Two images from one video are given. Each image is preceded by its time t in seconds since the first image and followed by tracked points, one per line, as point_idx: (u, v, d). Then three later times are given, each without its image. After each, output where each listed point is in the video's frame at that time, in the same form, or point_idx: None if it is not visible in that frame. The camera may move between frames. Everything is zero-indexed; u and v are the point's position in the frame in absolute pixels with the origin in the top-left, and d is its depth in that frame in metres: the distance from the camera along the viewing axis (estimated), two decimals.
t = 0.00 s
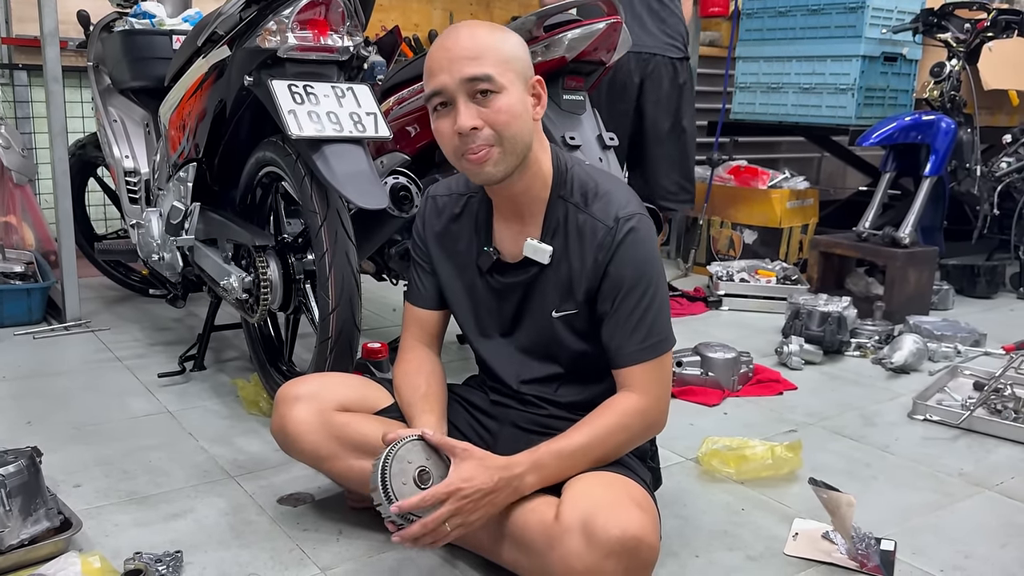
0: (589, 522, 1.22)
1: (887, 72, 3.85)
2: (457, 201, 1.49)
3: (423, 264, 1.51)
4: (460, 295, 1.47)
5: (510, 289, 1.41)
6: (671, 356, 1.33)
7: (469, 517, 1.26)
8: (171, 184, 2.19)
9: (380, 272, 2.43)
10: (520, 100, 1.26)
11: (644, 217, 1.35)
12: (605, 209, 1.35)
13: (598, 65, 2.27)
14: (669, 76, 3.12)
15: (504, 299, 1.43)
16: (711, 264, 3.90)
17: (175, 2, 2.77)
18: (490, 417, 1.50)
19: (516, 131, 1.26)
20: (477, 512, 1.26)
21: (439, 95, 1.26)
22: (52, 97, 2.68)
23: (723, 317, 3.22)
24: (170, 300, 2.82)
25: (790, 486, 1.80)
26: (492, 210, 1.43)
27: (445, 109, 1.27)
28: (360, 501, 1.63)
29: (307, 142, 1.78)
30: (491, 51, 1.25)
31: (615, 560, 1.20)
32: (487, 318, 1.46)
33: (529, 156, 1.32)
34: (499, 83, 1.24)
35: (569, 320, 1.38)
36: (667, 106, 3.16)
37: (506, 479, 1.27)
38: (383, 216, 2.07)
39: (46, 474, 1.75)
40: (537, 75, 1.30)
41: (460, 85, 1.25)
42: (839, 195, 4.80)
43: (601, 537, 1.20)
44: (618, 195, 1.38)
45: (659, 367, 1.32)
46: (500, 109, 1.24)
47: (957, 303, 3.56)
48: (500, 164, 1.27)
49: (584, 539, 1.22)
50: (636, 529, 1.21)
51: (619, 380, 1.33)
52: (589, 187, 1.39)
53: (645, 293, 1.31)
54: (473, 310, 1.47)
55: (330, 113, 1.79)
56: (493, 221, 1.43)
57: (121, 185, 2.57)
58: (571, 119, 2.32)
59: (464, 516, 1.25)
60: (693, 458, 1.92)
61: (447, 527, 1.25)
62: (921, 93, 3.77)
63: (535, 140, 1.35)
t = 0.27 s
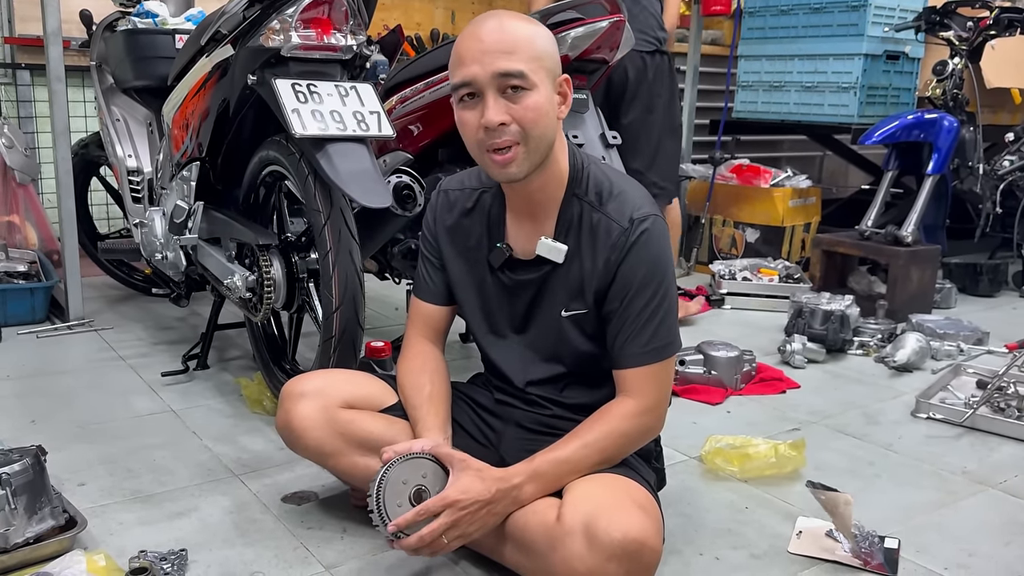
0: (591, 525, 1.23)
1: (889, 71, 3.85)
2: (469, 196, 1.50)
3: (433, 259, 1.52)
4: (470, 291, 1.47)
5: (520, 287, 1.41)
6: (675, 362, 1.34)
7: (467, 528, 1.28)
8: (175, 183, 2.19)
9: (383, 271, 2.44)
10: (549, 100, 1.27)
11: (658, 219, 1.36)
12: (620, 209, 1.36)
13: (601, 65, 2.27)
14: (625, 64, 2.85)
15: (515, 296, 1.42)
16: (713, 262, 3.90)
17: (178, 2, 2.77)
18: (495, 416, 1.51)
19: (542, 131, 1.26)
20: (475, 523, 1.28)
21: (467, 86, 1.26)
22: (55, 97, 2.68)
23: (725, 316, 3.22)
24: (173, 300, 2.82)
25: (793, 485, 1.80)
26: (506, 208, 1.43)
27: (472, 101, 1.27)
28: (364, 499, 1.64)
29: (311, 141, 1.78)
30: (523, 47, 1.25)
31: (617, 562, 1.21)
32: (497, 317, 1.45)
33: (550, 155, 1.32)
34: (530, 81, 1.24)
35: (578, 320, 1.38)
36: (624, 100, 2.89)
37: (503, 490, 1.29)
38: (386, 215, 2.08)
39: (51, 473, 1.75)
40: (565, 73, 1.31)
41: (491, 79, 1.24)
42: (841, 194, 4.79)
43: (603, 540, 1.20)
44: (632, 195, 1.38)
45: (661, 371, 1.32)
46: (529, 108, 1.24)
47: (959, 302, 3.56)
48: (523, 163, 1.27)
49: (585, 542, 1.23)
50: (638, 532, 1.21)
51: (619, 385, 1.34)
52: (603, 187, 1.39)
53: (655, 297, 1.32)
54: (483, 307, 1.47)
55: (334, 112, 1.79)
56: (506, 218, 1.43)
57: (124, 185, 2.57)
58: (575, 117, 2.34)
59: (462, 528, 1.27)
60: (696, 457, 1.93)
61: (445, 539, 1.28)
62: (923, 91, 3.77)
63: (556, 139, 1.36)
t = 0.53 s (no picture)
0: (595, 521, 1.23)
1: (892, 70, 3.84)
2: (474, 196, 1.50)
3: (437, 259, 1.51)
4: (474, 292, 1.47)
5: (527, 287, 1.41)
6: (680, 361, 1.34)
7: (475, 524, 1.27)
8: (177, 183, 2.19)
9: (385, 271, 2.44)
10: (559, 107, 1.27)
11: (667, 218, 1.36)
12: (629, 209, 1.36)
13: (603, 64, 2.27)
14: (635, 63, 2.84)
15: (522, 296, 1.42)
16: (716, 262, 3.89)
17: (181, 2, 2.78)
18: (498, 415, 1.51)
19: (554, 139, 1.27)
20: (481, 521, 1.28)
21: (478, 97, 1.25)
22: (58, 97, 2.69)
23: (728, 315, 3.22)
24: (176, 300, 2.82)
25: (796, 484, 1.80)
26: (512, 208, 1.43)
27: (483, 112, 1.26)
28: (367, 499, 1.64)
29: (313, 140, 1.77)
30: (533, 55, 1.24)
31: (621, 559, 1.21)
32: (502, 316, 1.45)
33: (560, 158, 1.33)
34: (541, 90, 1.24)
35: (586, 320, 1.38)
36: (635, 100, 2.88)
37: (508, 487, 1.29)
38: (389, 214, 2.08)
39: (54, 472, 1.75)
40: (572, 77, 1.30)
41: (502, 89, 1.24)
42: (844, 193, 4.79)
43: (607, 537, 1.20)
44: (640, 195, 1.38)
45: (666, 369, 1.32)
46: (540, 118, 1.24)
47: (962, 301, 3.55)
48: (536, 171, 1.27)
49: (589, 539, 1.23)
50: (642, 529, 1.21)
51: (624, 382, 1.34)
52: (611, 186, 1.39)
53: (663, 296, 1.32)
54: (488, 307, 1.46)
55: (336, 112, 1.79)
56: (513, 218, 1.43)
57: (127, 185, 2.57)
58: (579, 117, 2.34)
59: (471, 524, 1.27)
60: (699, 456, 1.93)
61: (455, 535, 1.26)
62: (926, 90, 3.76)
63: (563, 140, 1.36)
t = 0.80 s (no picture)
0: (600, 520, 1.22)
1: (896, 69, 3.84)
2: (479, 194, 1.50)
3: (444, 256, 1.51)
4: (480, 289, 1.47)
5: (533, 283, 1.41)
6: (671, 357, 1.34)
7: (460, 514, 1.26)
8: (181, 183, 2.19)
9: (389, 271, 2.44)
10: (546, 126, 1.24)
11: (672, 212, 1.36)
12: (635, 202, 1.36)
13: (607, 63, 2.25)
14: (669, 64, 2.84)
15: (528, 292, 1.42)
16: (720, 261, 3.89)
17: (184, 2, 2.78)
18: (503, 414, 1.51)
19: (541, 160, 1.25)
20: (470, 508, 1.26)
21: (463, 122, 1.24)
22: (62, 97, 2.69)
23: (732, 315, 3.21)
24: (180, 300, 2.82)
25: (801, 484, 1.79)
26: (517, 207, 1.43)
27: (468, 137, 1.25)
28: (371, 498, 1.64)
29: (317, 140, 1.77)
30: (517, 81, 1.21)
31: (626, 558, 1.20)
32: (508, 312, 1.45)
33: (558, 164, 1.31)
34: (524, 117, 1.21)
35: (591, 314, 1.38)
36: (668, 99, 2.87)
37: (501, 478, 1.26)
38: (392, 214, 2.07)
39: (58, 472, 1.75)
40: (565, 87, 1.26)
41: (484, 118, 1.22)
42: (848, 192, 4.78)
43: (611, 536, 1.20)
44: (647, 189, 1.38)
45: (661, 360, 1.32)
46: (524, 144, 1.23)
47: (967, 301, 3.54)
48: (524, 190, 1.27)
49: (595, 537, 1.22)
50: (647, 528, 1.21)
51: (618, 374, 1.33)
52: (618, 180, 1.39)
53: (663, 291, 1.32)
54: (493, 303, 1.46)
55: (340, 111, 1.79)
56: (518, 215, 1.43)
57: (131, 185, 2.58)
58: (581, 116, 2.34)
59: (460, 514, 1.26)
60: (703, 456, 1.92)
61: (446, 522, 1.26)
62: (930, 89, 3.75)
63: (563, 140, 1.34)
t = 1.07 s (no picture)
0: (604, 520, 1.22)
1: (900, 69, 3.83)
2: (480, 196, 1.50)
3: (447, 259, 1.52)
4: (481, 290, 1.47)
5: (532, 285, 1.41)
6: (674, 356, 1.35)
7: (466, 448, 1.29)
8: (186, 184, 2.19)
9: (392, 271, 2.44)
10: (539, 106, 1.25)
11: (671, 214, 1.36)
12: (633, 204, 1.36)
13: (610, 63, 2.25)
14: (700, 66, 2.83)
15: (527, 294, 1.42)
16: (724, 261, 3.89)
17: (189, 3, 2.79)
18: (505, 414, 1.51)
19: (535, 140, 1.25)
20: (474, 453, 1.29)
21: (459, 107, 1.26)
22: (67, 98, 2.70)
23: (735, 315, 3.21)
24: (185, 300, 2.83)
25: (805, 484, 1.79)
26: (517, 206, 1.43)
27: (466, 122, 1.27)
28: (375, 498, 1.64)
29: (321, 141, 1.78)
30: (508, 61, 1.23)
31: (630, 557, 1.20)
32: (507, 314, 1.45)
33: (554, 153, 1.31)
34: (516, 95, 1.22)
35: (590, 316, 1.38)
36: (699, 101, 2.85)
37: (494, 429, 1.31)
38: (397, 214, 2.07)
39: (64, 472, 1.76)
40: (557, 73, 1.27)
41: (478, 98, 1.24)
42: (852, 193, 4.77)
43: (615, 535, 1.20)
44: (645, 190, 1.38)
45: (659, 363, 1.33)
46: (518, 122, 1.23)
47: (971, 301, 3.54)
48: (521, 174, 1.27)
49: (598, 537, 1.22)
50: (651, 527, 1.21)
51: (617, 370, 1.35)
52: (615, 182, 1.39)
53: (663, 291, 1.32)
54: (494, 305, 1.47)
55: (344, 112, 1.79)
56: (518, 215, 1.43)
57: (135, 185, 2.58)
58: (583, 117, 2.33)
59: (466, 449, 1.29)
60: (708, 456, 1.92)
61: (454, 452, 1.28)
62: (934, 89, 3.75)
63: (559, 136, 1.34)
